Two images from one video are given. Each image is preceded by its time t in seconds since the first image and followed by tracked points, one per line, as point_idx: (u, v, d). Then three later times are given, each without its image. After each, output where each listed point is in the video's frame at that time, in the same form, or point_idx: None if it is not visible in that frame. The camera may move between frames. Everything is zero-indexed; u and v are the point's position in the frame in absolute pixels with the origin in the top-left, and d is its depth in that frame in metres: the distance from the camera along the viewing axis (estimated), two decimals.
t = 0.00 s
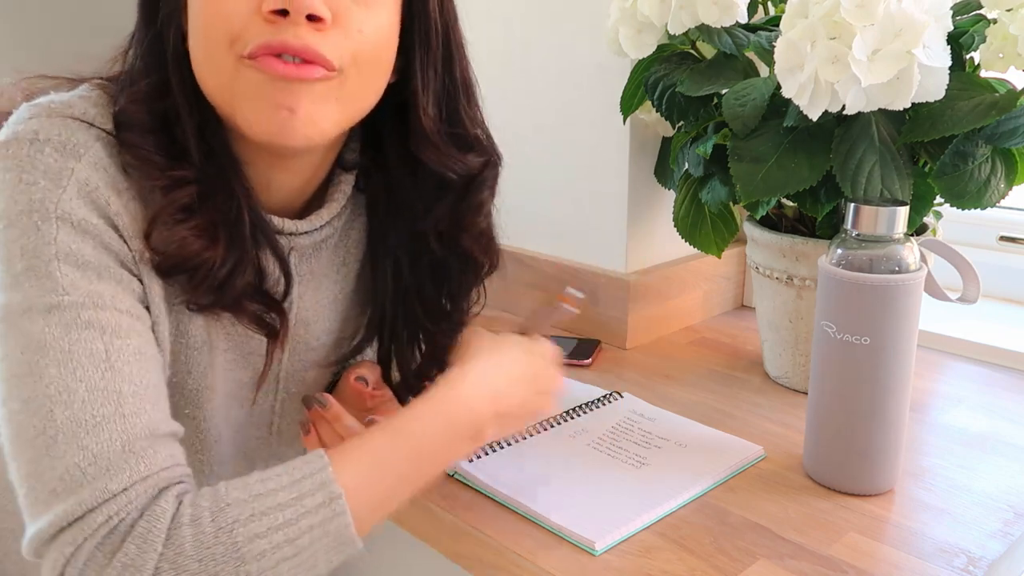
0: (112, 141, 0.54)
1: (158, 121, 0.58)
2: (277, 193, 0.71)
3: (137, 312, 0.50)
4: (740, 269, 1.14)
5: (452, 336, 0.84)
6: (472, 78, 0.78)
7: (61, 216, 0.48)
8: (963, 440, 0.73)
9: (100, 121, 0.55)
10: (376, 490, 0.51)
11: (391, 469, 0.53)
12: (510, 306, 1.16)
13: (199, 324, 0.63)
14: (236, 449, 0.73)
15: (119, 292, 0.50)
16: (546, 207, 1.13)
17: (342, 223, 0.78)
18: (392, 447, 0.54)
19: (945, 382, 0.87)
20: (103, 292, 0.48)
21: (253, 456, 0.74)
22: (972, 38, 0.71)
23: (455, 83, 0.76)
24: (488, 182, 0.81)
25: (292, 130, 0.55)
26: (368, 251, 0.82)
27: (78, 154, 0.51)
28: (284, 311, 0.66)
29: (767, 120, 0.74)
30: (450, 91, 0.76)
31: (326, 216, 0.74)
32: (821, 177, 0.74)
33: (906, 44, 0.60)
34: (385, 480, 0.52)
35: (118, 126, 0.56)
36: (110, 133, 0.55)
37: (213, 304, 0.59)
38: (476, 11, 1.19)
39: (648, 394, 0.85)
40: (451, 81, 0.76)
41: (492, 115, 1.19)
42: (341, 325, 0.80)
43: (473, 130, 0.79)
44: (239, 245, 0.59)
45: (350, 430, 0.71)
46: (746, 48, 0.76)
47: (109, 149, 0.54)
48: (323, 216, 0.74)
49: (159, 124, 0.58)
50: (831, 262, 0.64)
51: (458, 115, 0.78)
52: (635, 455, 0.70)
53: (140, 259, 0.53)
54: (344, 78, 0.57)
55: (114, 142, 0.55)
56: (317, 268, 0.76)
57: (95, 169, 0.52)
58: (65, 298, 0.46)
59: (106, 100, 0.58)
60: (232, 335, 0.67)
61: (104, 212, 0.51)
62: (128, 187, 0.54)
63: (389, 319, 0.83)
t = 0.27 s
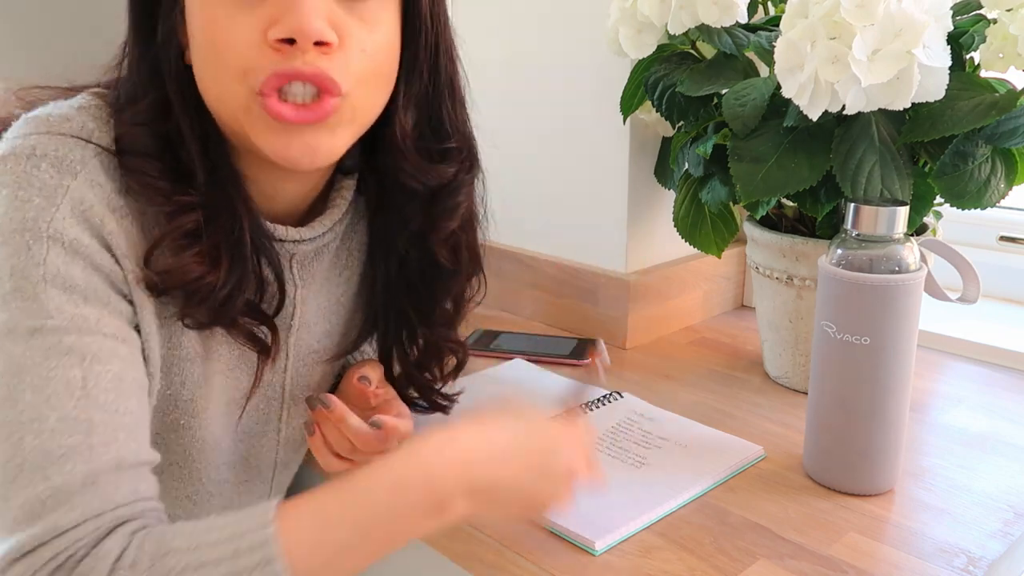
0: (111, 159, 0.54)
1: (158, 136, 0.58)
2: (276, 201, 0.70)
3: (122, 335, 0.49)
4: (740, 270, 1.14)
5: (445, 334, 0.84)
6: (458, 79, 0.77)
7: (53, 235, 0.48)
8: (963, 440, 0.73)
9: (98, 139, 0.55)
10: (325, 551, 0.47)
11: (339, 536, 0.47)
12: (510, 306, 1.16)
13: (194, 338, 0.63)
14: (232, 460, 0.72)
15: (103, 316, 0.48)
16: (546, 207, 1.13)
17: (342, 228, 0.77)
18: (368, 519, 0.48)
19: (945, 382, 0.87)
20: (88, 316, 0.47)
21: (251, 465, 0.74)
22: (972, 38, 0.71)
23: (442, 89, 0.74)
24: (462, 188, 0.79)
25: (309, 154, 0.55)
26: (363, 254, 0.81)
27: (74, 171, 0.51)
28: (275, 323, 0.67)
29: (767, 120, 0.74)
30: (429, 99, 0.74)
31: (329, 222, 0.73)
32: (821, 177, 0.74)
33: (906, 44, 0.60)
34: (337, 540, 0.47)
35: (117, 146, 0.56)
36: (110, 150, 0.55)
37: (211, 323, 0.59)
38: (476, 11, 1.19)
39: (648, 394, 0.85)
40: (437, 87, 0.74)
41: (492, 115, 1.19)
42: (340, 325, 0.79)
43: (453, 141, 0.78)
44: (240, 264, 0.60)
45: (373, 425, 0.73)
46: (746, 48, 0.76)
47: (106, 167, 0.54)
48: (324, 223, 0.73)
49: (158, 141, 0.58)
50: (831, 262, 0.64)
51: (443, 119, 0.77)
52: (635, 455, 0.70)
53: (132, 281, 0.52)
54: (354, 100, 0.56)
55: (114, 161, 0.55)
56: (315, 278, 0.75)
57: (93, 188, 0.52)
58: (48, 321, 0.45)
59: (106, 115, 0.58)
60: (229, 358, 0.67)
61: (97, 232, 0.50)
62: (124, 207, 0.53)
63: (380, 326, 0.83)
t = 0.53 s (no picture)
0: (98, 175, 0.60)
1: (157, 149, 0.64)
2: (279, 204, 0.75)
3: (105, 355, 0.56)
4: (740, 269, 1.14)
5: (449, 336, 0.87)
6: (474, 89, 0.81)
7: (35, 261, 0.54)
8: (963, 440, 0.73)
9: (91, 154, 0.61)
10: None
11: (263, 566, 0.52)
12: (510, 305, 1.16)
13: (187, 346, 0.67)
14: (228, 464, 0.75)
15: (84, 339, 0.55)
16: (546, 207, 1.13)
17: (343, 233, 0.81)
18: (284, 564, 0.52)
19: (945, 382, 0.87)
20: (65, 339, 0.54)
21: (251, 468, 0.77)
22: (972, 38, 0.71)
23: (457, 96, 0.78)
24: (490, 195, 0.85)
25: (313, 160, 0.61)
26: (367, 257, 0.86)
27: (60, 193, 0.57)
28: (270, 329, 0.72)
29: (767, 120, 0.74)
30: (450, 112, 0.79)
31: (330, 227, 0.78)
32: (821, 177, 0.74)
33: (906, 44, 0.60)
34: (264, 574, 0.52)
35: (111, 159, 0.62)
36: (100, 167, 0.61)
37: (204, 330, 0.65)
38: (476, 11, 1.19)
39: (648, 394, 0.85)
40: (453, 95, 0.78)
41: (492, 115, 1.19)
42: (340, 327, 0.83)
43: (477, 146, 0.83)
44: (233, 271, 0.66)
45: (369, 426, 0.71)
46: (746, 48, 0.76)
47: (99, 183, 0.60)
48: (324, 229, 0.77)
49: (159, 158, 0.64)
50: (831, 262, 0.64)
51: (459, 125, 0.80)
52: (635, 455, 0.70)
53: (117, 299, 0.58)
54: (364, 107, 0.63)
55: (107, 175, 0.61)
56: (315, 280, 0.79)
57: (76, 206, 0.57)
58: (31, 346, 0.52)
59: (104, 131, 0.64)
60: (226, 365, 0.70)
61: (80, 252, 0.56)
62: (112, 225, 0.59)
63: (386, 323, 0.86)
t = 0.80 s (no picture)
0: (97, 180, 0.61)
1: (154, 152, 0.65)
2: (279, 206, 0.75)
3: (111, 357, 0.56)
4: (740, 269, 1.14)
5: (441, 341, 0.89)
6: (472, 102, 0.85)
7: (35, 270, 0.55)
8: (963, 440, 0.73)
9: (88, 160, 0.62)
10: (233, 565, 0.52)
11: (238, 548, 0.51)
12: (510, 306, 1.16)
13: (190, 348, 0.68)
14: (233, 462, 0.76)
15: (89, 343, 0.55)
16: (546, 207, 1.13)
17: (342, 233, 0.83)
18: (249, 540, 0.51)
19: (945, 382, 0.87)
20: (70, 346, 0.54)
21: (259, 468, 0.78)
22: (972, 38, 0.71)
23: (453, 106, 0.82)
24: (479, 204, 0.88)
25: (313, 173, 0.61)
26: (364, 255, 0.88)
27: (58, 201, 0.58)
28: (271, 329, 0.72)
29: (767, 120, 0.74)
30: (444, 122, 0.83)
31: (329, 230, 0.79)
32: (821, 177, 0.74)
33: (906, 44, 0.60)
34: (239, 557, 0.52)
35: (108, 164, 0.63)
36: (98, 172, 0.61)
37: (206, 331, 0.66)
38: (476, 11, 1.19)
39: (648, 394, 0.85)
40: (450, 104, 0.82)
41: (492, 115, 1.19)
42: (338, 326, 0.85)
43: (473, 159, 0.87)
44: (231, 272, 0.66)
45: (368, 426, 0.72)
46: (746, 48, 0.76)
47: (98, 190, 0.60)
48: (324, 229, 0.78)
49: (158, 160, 0.65)
50: (831, 263, 0.64)
51: (453, 132, 0.85)
52: (635, 455, 0.70)
53: (119, 303, 0.58)
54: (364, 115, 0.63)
55: (105, 180, 0.61)
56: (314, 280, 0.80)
57: (76, 213, 0.58)
58: (37, 354, 0.53)
59: (102, 136, 0.64)
60: (226, 367, 0.71)
61: (80, 261, 0.57)
62: (111, 230, 0.60)
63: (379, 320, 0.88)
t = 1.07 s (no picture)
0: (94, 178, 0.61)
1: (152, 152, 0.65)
2: (276, 204, 0.75)
3: (107, 354, 0.56)
4: (740, 269, 1.14)
5: (439, 343, 0.90)
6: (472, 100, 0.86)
7: (31, 265, 0.55)
8: (963, 440, 0.73)
9: (85, 158, 0.62)
10: (200, 534, 0.50)
11: (200, 515, 0.49)
12: (510, 306, 1.16)
13: (187, 347, 0.68)
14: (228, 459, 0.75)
15: (87, 339, 0.56)
16: (546, 207, 1.13)
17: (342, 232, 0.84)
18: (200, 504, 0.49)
19: (945, 382, 0.87)
20: (67, 342, 0.54)
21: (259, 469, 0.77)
22: (972, 38, 0.71)
23: (456, 104, 0.83)
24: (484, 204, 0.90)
25: (311, 158, 0.60)
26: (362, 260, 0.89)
27: (54, 197, 0.58)
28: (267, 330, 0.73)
29: (767, 120, 0.74)
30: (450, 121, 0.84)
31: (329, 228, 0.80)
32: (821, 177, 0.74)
33: (906, 43, 0.60)
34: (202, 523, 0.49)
35: (106, 162, 0.63)
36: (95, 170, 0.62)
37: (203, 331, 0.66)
38: (477, 11, 1.19)
39: (649, 394, 0.85)
40: (453, 103, 0.83)
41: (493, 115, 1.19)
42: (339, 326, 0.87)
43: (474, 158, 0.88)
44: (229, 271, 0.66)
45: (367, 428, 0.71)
46: (746, 48, 0.76)
47: (94, 187, 0.61)
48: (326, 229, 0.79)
49: (156, 160, 0.65)
50: (831, 262, 0.64)
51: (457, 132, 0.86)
52: (635, 455, 0.70)
53: (117, 301, 0.59)
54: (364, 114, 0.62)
55: (102, 178, 0.61)
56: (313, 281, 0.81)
57: (72, 210, 0.58)
58: (32, 350, 0.53)
59: (99, 134, 0.65)
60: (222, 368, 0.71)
61: (77, 257, 0.57)
62: (107, 227, 0.60)
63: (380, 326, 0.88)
